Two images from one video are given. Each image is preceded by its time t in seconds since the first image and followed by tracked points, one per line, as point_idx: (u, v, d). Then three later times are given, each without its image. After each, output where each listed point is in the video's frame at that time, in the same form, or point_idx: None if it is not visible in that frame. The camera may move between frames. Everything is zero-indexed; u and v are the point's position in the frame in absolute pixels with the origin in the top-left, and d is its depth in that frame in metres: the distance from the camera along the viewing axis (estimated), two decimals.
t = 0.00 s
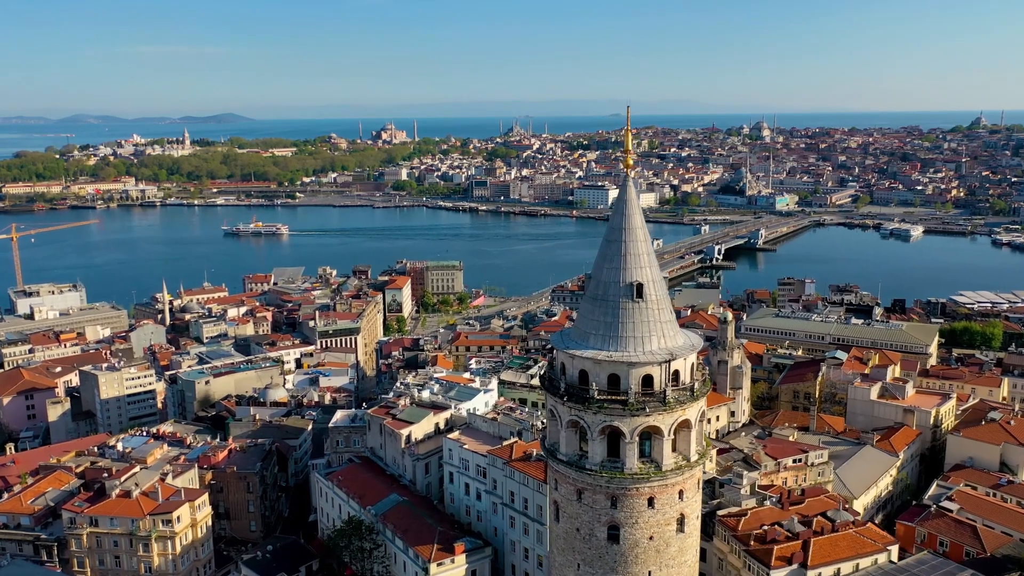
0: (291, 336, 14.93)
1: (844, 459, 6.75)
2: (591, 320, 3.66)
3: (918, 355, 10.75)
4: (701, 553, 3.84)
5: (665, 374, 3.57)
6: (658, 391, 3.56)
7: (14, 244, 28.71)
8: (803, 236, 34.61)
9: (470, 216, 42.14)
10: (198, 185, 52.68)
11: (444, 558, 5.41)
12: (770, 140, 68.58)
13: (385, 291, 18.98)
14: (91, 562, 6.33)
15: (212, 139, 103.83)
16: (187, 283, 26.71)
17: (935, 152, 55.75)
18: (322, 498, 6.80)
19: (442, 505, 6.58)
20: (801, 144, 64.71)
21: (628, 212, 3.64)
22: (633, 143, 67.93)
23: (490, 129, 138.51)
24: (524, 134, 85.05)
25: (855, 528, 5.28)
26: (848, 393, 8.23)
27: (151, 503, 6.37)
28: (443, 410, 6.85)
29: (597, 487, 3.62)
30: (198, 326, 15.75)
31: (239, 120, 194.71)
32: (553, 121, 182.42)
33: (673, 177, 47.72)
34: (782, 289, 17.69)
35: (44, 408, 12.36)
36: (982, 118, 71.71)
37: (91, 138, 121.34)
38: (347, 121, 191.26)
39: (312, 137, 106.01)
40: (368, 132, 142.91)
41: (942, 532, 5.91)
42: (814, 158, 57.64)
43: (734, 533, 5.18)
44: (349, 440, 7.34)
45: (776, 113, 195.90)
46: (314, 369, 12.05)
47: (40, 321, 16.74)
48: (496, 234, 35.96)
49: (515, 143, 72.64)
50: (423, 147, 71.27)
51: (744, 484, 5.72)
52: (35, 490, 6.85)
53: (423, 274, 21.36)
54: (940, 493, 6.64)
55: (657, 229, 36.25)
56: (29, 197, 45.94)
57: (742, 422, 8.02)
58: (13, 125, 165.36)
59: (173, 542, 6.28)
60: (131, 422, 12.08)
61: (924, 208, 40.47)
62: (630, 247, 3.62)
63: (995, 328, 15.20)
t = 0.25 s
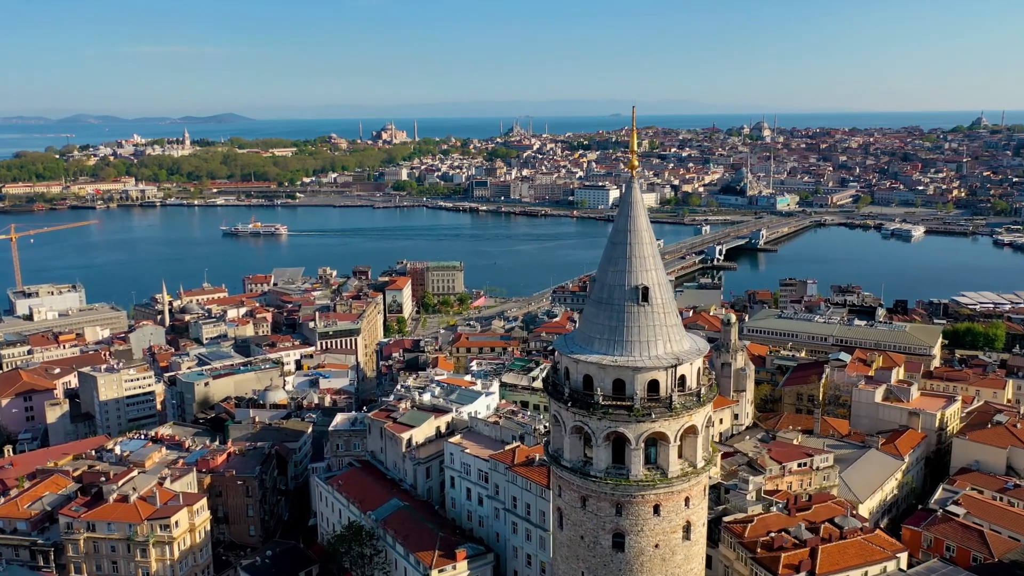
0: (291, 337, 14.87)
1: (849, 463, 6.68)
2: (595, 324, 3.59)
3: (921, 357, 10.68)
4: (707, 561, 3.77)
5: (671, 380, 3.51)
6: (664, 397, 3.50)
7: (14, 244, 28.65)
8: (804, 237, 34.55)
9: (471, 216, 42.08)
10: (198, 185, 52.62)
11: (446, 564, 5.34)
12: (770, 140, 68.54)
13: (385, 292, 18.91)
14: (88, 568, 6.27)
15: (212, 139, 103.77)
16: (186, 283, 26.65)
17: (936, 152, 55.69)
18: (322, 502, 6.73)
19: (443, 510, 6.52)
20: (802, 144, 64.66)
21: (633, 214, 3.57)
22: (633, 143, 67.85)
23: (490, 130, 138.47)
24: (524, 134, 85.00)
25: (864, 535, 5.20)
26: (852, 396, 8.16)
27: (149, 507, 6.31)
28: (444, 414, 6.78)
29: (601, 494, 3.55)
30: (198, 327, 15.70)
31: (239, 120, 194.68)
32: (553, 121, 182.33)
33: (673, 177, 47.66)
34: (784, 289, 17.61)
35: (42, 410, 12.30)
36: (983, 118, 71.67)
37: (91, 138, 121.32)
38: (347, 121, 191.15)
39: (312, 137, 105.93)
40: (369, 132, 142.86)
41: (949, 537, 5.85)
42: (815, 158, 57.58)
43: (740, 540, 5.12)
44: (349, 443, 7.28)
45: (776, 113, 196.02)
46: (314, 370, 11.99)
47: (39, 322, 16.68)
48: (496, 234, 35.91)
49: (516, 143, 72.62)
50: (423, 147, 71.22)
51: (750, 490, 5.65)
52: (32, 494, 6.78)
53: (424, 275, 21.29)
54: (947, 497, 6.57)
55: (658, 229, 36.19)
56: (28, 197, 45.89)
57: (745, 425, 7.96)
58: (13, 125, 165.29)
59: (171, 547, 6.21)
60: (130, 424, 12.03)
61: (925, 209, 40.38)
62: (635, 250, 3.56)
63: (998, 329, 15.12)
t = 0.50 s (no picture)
0: (291, 338, 14.80)
1: (854, 467, 6.61)
2: (600, 328, 3.52)
3: (925, 359, 10.62)
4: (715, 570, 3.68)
5: (678, 386, 3.43)
6: (671, 403, 3.42)
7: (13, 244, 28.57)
8: (805, 237, 34.49)
9: (471, 216, 42.02)
10: (198, 186, 52.55)
11: (447, 572, 5.26)
12: (771, 140, 68.50)
13: (385, 292, 18.85)
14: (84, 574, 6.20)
15: (213, 140, 103.67)
16: (186, 283, 26.59)
17: (937, 152, 55.66)
18: (322, 508, 6.65)
19: (444, 516, 6.45)
20: (802, 144, 64.62)
21: (639, 216, 3.50)
22: (633, 144, 67.78)
23: (490, 130, 138.43)
24: (524, 134, 84.95)
25: (873, 543, 5.12)
26: (858, 398, 8.09)
27: (146, 513, 6.24)
28: (445, 418, 6.71)
29: (606, 502, 3.47)
30: (197, 328, 15.65)
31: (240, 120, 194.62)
32: (553, 121, 182.27)
33: (674, 177, 47.62)
34: (786, 290, 17.55)
35: (41, 412, 12.23)
36: (984, 118, 71.58)
37: (91, 138, 121.24)
38: (347, 122, 191.04)
39: (312, 138, 105.87)
40: (369, 133, 142.76)
41: (957, 543, 5.77)
42: (815, 158, 57.53)
43: (748, 549, 5.04)
44: (349, 448, 7.20)
45: (777, 113, 195.93)
46: (314, 372, 11.93)
47: (38, 323, 16.61)
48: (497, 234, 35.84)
49: (516, 144, 72.60)
50: (424, 148, 71.17)
51: (756, 497, 5.59)
52: (28, 499, 6.70)
53: (424, 275, 21.22)
54: (954, 501, 6.49)
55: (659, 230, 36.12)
56: (28, 198, 45.82)
57: (749, 428, 7.89)
58: (13, 125, 165.15)
59: (169, 553, 6.14)
60: (129, 425, 11.96)
61: (926, 209, 40.31)
62: (641, 253, 3.49)
63: (1002, 330, 15.05)
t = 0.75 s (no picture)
0: (290, 340, 14.73)
1: (860, 471, 6.53)
2: (605, 333, 3.46)
3: (929, 361, 10.54)
4: None
5: (684, 391, 3.36)
6: (677, 410, 3.35)
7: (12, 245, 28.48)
8: (806, 237, 34.40)
9: (472, 217, 41.95)
10: (198, 186, 52.48)
11: None
12: (772, 140, 68.43)
13: (386, 293, 18.78)
14: None
15: (213, 140, 103.64)
16: (185, 283, 26.51)
17: (937, 152, 55.59)
18: (322, 513, 6.58)
19: (446, 521, 6.38)
20: (803, 144, 64.55)
21: (644, 217, 3.44)
22: (634, 144, 67.69)
23: (490, 130, 138.31)
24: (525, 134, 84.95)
25: (882, 551, 5.04)
26: (862, 402, 8.01)
27: (143, 519, 6.18)
28: (446, 422, 6.64)
29: (612, 511, 3.40)
30: (196, 329, 15.61)
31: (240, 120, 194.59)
32: (553, 121, 182.11)
33: (675, 178, 47.55)
34: (788, 291, 17.46)
35: (39, 414, 12.15)
36: (985, 118, 71.48)
37: (92, 138, 121.21)
38: (347, 122, 190.92)
39: (312, 138, 105.84)
40: (369, 133, 142.66)
41: (964, 549, 5.70)
42: (816, 158, 57.45)
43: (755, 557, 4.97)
44: (349, 452, 7.13)
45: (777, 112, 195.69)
46: (314, 373, 11.85)
47: (37, 324, 16.54)
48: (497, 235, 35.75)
49: (516, 144, 72.56)
50: (424, 148, 71.13)
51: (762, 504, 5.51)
52: (24, 504, 6.64)
53: (424, 276, 21.14)
54: (961, 506, 6.42)
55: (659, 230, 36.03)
56: (28, 198, 45.75)
57: (753, 431, 7.81)
58: (13, 125, 165.09)
59: (166, 559, 6.08)
60: (128, 427, 11.89)
61: (927, 209, 40.22)
62: (647, 255, 3.42)
63: (1005, 331, 14.98)
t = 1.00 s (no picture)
0: (290, 341, 14.65)
1: (866, 476, 6.45)
2: (611, 338, 3.38)
3: (933, 363, 10.46)
4: None
5: (693, 399, 3.28)
6: (685, 417, 3.27)
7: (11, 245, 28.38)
8: (807, 238, 34.32)
9: (472, 217, 41.88)
10: (198, 186, 52.40)
11: None
12: (773, 140, 68.36)
13: (386, 294, 18.71)
14: None
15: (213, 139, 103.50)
16: (185, 284, 26.42)
17: (938, 152, 55.53)
18: (321, 519, 6.49)
19: (447, 527, 6.30)
20: (804, 144, 64.47)
21: (652, 219, 3.36)
22: (634, 144, 67.60)
23: (490, 129, 138.25)
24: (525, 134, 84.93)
25: (892, 560, 4.95)
26: (867, 405, 7.93)
27: (140, 525, 6.11)
28: (448, 426, 6.57)
29: (618, 520, 3.32)
30: (196, 330, 15.60)
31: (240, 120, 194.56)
32: (553, 121, 182.09)
33: (675, 178, 47.49)
34: (790, 292, 17.37)
35: (37, 416, 12.07)
36: (986, 118, 71.40)
37: (92, 138, 121.18)
38: (347, 122, 190.81)
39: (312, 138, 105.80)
40: (370, 134, 142.61)
41: (973, 555, 5.62)
42: (817, 159, 57.38)
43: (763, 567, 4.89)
44: (349, 457, 7.05)
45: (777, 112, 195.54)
46: (314, 376, 11.76)
47: (35, 325, 16.47)
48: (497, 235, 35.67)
49: (517, 144, 72.50)
50: (425, 148, 71.07)
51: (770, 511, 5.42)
52: (20, 510, 6.56)
53: (425, 277, 21.07)
54: (969, 511, 6.34)
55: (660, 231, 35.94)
56: (27, 198, 45.68)
57: (757, 434, 7.73)
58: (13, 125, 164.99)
59: (163, 567, 6.01)
60: (126, 430, 11.81)
61: (929, 210, 40.14)
62: (655, 259, 3.34)
63: (1008, 332, 14.89)
